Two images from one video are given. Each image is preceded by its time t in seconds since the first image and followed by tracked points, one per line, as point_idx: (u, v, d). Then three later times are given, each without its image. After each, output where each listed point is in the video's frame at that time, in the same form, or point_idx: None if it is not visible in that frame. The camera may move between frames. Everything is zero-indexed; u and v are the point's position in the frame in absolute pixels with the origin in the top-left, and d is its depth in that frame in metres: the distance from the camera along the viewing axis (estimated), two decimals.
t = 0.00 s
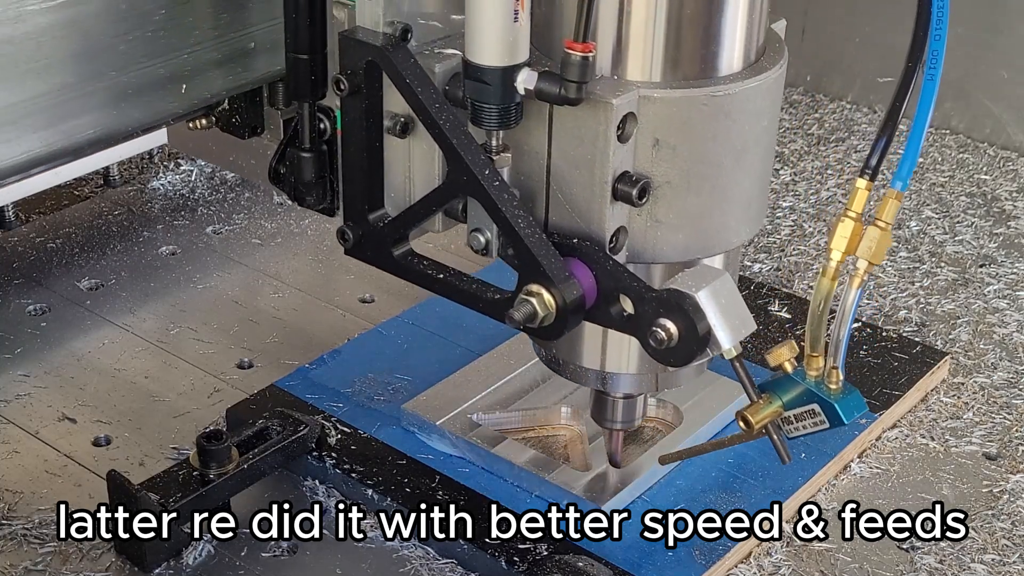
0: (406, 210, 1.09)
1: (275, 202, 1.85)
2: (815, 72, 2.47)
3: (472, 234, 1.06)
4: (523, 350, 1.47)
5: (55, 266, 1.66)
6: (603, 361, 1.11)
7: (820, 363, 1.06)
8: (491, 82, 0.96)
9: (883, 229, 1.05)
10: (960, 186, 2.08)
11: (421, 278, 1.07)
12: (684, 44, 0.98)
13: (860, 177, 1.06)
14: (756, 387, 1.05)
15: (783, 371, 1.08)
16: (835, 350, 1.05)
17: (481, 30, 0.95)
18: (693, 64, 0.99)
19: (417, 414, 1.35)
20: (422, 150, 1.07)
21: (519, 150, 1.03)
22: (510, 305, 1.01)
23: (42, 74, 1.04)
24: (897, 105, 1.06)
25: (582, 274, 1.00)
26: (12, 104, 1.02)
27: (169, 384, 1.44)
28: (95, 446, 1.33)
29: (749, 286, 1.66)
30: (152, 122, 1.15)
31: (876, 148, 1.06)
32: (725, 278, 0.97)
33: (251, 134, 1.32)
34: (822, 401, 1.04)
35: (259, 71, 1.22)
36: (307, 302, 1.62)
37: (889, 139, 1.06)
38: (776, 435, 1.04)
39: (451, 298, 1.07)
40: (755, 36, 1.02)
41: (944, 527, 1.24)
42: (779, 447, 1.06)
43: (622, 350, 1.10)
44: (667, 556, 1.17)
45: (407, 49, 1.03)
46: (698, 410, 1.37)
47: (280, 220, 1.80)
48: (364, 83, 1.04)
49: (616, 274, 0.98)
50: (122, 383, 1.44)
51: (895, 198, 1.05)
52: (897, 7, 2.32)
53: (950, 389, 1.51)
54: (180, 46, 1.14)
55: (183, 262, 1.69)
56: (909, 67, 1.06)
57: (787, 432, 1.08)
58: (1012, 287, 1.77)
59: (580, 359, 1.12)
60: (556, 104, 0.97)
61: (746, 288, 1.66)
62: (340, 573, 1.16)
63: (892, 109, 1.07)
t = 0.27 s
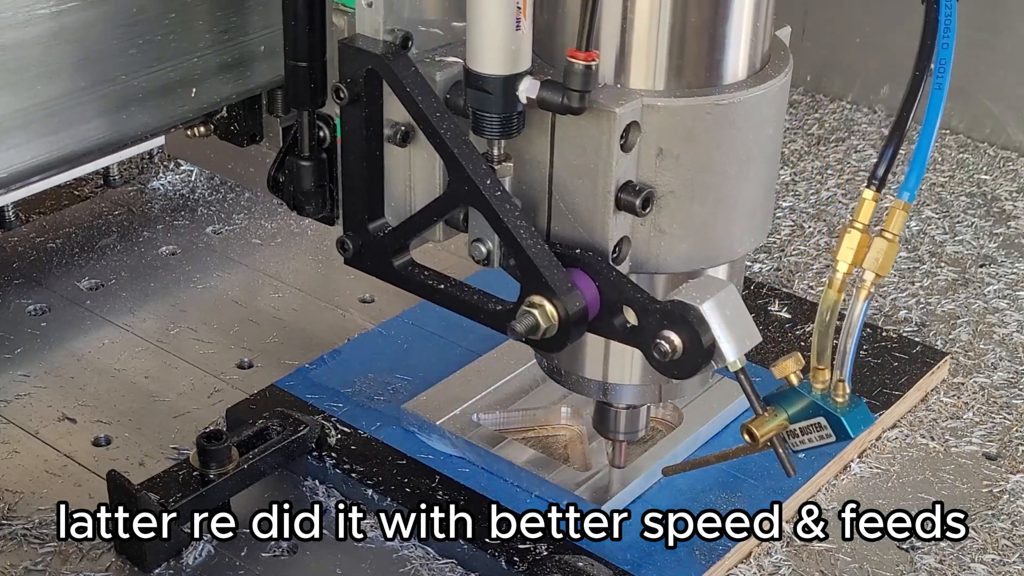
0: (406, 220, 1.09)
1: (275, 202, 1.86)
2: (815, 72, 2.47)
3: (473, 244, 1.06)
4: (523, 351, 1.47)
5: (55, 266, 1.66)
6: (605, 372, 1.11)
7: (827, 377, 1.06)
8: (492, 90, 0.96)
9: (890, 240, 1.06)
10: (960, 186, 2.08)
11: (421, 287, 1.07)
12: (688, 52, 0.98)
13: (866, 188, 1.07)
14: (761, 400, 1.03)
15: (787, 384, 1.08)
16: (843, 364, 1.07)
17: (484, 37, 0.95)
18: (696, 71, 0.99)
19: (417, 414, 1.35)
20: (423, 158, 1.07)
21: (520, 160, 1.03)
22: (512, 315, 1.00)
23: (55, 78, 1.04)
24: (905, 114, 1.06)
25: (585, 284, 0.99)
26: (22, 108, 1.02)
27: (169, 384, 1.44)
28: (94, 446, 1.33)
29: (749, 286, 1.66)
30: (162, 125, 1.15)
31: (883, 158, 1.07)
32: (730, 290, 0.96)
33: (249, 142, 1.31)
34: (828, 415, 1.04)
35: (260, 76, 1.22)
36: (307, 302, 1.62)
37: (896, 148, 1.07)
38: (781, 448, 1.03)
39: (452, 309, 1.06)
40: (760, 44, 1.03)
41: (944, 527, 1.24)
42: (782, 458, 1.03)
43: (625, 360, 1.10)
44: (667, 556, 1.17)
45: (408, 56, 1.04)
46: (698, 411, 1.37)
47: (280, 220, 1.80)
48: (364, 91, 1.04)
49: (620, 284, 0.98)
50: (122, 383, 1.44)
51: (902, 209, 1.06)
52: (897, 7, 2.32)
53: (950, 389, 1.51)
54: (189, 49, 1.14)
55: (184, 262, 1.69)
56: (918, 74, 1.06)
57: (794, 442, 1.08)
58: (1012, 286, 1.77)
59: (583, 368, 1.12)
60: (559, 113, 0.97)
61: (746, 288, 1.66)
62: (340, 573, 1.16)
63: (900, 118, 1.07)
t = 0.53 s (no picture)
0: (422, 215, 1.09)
1: (275, 202, 1.85)
2: (815, 72, 2.47)
3: (489, 237, 1.06)
4: (523, 351, 1.47)
5: (55, 266, 1.66)
6: (617, 365, 1.11)
7: (840, 369, 1.06)
8: (508, 86, 0.96)
9: (903, 234, 1.04)
10: (960, 186, 2.08)
11: (436, 282, 1.06)
12: (701, 47, 0.98)
13: (880, 182, 1.06)
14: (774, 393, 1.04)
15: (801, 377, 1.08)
16: (855, 356, 1.06)
17: (500, 31, 0.95)
18: (710, 66, 0.99)
19: (417, 414, 1.35)
20: (438, 154, 1.07)
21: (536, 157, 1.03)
22: (527, 310, 1.00)
23: (59, 78, 1.04)
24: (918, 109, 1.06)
25: (600, 278, 0.99)
26: (27, 109, 1.02)
27: (169, 384, 1.44)
28: (95, 446, 1.33)
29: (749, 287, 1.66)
30: (166, 126, 1.15)
31: (896, 153, 1.06)
32: (744, 283, 0.96)
33: (263, 138, 1.34)
34: (841, 407, 1.04)
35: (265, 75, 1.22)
36: (307, 302, 1.62)
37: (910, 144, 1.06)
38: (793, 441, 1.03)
39: (467, 303, 1.06)
40: (772, 40, 1.03)
41: (944, 527, 1.24)
42: (796, 452, 1.04)
43: (637, 354, 1.10)
44: (667, 556, 1.17)
45: (423, 53, 1.03)
46: (699, 410, 1.36)
47: (280, 220, 1.80)
48: (380, 86, 1.04)
49: (635, 278, 0.98)
50: (122, 383, 1.44)
51: (915, 203, 1.05)
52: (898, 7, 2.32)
53: (950, 389, 1.51)
54: (193, 50, 1.14)
55: (183, 262, 1.69)
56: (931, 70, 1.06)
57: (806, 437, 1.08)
58: (1012, 286, 1.77)
59: (595, 363, 1.12)
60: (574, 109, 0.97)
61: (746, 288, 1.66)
62: (340, 573, 1.16)
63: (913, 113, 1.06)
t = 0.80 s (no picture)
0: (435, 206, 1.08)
1: (275, 202, 1.85)
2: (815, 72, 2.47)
3: (502, 230, 1.05)
4: (523, 350, 1.47)
5: (55, 266, 1.66)
6: (628, 356, 1.10)
7: (851, 360, 1.09)
8: (523, 79, 0.96)
9: (914, 225, 1.09)
10: (960, 186, 2.08)
11: (450, 275, 1.07)
12: (712, 41, 0.98)
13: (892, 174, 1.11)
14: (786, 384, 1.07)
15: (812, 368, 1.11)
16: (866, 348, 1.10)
17: (515, 27, 0.95)
18: (721, 61, 0.99)
19: (416, 414, 1.35)
20: (452, 145, 1.07)
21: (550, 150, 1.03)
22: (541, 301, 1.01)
23: (58, 77, 1.01)
24: (928, 104, 1.12)
25: (613, 270, 0.99)
26: (26, 111, 1.00)
27: (169, 384, 1.44)
28: (95, 446, 1.33)
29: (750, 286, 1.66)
30: (167, 126, 1.12)
31: (908, 147, 1.12)
32: (755, 275, 0.96)
33: (278, 133, 1.29)
34: (852, 398, 1.07)
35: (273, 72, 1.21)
36: (307, 301, 1.62)
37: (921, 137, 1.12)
38: (805, 432, 1.06)
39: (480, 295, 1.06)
40: (783, 35, 1.03)
41: (945, 527, 1.24)
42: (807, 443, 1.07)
43: (648, 346, 1.10)
44: (667, 556, 1.17)
45: (438, 46, 1.03)
46: (700, 410, 1.37)
47: (280, 220, 1.80)
48: (395, 80, 1.05)
49: (648, 270, 0.99)
50: (122, 383, 1.43)
51: (926, 195, 1.10)
52: (899, 7, 2.32)
53: (950, 389, 1.51)
54: (192, 50, 1.10)
55: (183, 262, 1.69)
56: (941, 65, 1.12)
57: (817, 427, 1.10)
58: (1012, 287, 1.77)
59: (606, 355, 1.12)
60: (587, 103, 0.97)
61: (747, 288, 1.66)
62: (340, 573, 1.16)
63: (924, 108, 1.13)
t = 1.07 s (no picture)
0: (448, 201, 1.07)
1: (275, 201, 1.85)
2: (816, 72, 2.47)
3: (516, 223, 1.05)
4: (523, 351, 1.47)
5: (55, 266, 1.66)
6: (639, 348, 1.10)
7: (862, 351, 1.11)
8: (537, 73, 0.96)
9: (924, 217, 1.13)
10: (960, 186, 2.08)
11: (464, 267, 1.06)
12: (723, 36, 0.98)
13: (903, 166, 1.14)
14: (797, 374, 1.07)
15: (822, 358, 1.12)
16: (877, 340, 1.13)
17: (529, 20, 0.95)
18: (732, 55, 0.99)
19: (417, 414, 1.37)
20: (466, 139, 1.08)
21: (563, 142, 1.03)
22: (555, 293, 1.00)
23: (58, 78, 1.01)
24: (939, 97, 1.15)
25: (626, 263, 0.99)
26: (27, 110, 0.99)
27: (169, 384, 1.44)
28: (95, 446, 1.33)
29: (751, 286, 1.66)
30: (167, 125, 1.11)
31: (919, 139, 1.15)
32: (767, 267, 0.96)
33: (290, 127, 1.35)
34: (866, 389, 1.08)
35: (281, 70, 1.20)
36: (307, 302, 1.62)
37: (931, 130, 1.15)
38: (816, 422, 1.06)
39: (494, 288, 1.06)
40: (793, 28, 1.03)
41: (945, 527, 1.24)
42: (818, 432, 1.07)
43: (659, 336, 1.10)
44: (668, 556, 1.17)
45: (453, 41, 1.03)
46: (701, 411, 1.36)
47: (280, 220, 1.80)
48: (410, 74, 1.04)
49: (661, 262, 0.98)
50: (122, 383, 1.44)
51: (935, 187, 1.13)
52: (899, 7, 2.32)
53: (951, 389, 1.51)
54: (193, 50, 1.10)
55: (183, 262, 1.69)
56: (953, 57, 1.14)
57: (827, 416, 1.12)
58: (1012, 287, 1.77)
59: (617, 346, 1.11)
60: (600, 96, 0.97)
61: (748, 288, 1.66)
62: (340, 573, 1.16)
63: (936, 99, 1.15)
